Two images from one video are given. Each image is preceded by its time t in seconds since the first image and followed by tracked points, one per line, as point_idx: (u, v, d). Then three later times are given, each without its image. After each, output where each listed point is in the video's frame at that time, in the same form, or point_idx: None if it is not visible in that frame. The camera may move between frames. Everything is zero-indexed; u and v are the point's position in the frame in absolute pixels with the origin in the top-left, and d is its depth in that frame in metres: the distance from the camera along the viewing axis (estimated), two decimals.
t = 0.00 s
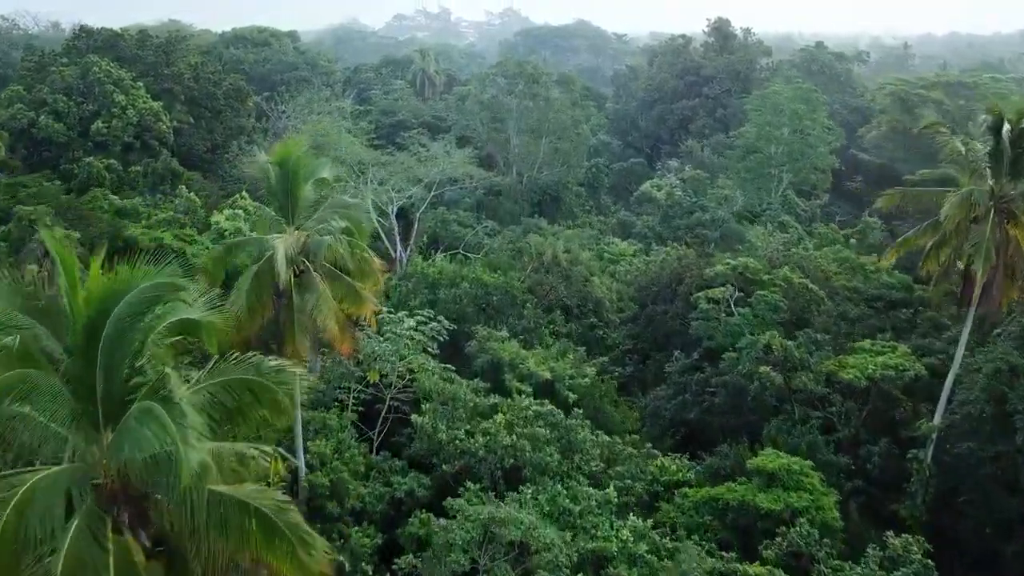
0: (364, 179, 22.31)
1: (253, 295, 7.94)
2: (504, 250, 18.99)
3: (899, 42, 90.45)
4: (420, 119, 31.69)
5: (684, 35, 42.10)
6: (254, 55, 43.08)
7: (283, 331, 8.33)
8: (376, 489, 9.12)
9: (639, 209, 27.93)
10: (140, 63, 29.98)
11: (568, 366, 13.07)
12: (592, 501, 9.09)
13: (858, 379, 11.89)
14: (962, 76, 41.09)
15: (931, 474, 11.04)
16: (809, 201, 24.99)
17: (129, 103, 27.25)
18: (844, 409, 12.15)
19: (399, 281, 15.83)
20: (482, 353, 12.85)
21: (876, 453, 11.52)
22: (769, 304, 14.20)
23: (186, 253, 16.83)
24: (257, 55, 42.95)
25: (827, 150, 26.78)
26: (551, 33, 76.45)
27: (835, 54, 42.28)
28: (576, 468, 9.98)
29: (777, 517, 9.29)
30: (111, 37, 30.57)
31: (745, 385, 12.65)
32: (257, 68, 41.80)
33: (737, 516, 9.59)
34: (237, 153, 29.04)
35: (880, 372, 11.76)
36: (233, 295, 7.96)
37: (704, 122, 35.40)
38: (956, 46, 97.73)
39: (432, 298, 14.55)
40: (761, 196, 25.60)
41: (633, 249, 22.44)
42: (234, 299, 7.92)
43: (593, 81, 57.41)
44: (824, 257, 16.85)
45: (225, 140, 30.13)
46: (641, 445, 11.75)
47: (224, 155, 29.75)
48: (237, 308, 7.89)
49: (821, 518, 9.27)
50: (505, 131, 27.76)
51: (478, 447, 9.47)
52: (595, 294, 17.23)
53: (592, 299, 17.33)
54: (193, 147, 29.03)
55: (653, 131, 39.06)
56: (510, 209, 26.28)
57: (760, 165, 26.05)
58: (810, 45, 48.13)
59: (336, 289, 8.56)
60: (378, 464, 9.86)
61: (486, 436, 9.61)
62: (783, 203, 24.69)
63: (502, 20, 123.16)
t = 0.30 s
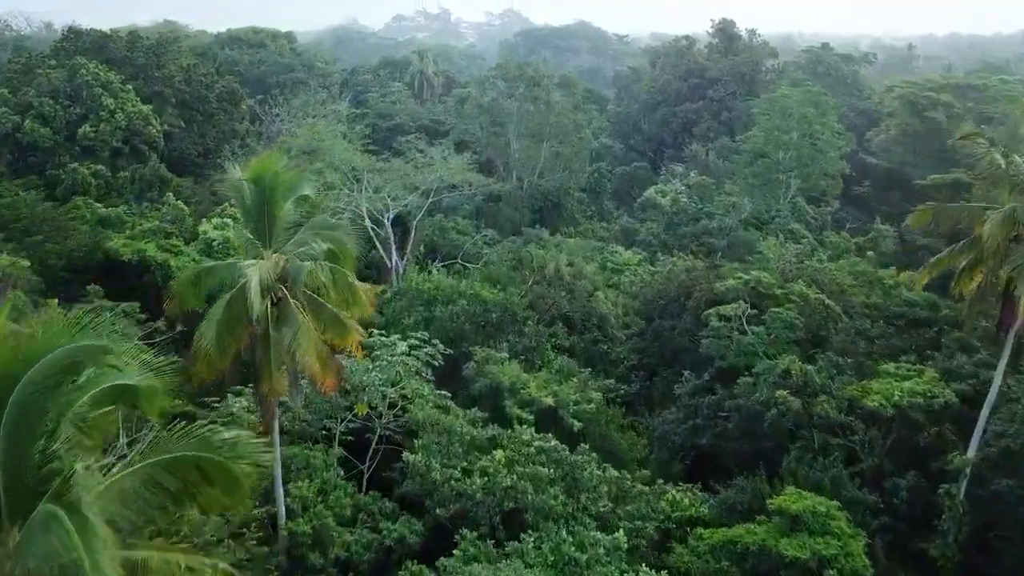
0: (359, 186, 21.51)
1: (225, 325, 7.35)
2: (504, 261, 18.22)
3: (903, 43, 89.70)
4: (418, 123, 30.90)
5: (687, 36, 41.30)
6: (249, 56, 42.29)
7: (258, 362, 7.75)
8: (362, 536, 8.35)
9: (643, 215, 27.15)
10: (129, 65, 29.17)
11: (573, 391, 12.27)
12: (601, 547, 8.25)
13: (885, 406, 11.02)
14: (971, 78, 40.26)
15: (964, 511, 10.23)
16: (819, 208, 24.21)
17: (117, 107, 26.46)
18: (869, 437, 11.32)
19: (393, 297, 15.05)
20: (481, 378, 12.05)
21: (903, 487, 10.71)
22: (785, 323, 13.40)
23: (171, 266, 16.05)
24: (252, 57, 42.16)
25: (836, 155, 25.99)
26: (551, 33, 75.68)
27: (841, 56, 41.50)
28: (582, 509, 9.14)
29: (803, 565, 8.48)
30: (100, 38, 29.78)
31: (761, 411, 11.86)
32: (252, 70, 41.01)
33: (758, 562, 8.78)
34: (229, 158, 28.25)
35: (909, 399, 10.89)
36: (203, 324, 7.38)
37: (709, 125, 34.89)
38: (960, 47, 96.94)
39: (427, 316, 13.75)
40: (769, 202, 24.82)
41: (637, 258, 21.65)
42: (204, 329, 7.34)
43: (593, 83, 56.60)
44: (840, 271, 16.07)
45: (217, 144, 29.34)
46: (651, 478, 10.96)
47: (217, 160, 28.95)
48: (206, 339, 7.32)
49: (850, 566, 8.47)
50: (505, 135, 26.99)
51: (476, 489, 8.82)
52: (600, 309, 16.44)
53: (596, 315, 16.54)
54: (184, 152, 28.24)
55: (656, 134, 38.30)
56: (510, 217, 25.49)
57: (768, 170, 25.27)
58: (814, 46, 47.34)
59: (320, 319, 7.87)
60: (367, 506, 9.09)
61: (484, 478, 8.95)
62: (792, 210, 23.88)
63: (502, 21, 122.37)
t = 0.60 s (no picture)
0: (354, 193, 20.71)
1: (187, 367, 7.47)
2: (504, 274, 17.44)
3: (906, 45, 88.87)
4: (415, 126, 30.10)
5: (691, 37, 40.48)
6: (244, 57, 41.48)
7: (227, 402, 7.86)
8: None
9: (647, 222, 26.38)
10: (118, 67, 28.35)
11: (578, 419, 11.46)
12: None
13: (915, 439, 10.21)
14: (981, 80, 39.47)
15: (1004, 554, 9.42)
16: (829, 216, 23.42)
17: (105, 110, 25.67)
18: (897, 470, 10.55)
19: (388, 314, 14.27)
20: (478, 404, 11.23)
21: (936, 525, 9.91)
22: (803, 344, 12.61)
23: (153, 281, 15.28)
24: (248, 58, 41.35)
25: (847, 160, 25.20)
26: (551, 34, 74.90)
27: (848, 57, 40.72)
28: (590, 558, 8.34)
29: None
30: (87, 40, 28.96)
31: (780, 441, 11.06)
32: (247, 72, 40.20)
33: None
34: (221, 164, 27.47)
35: (941, 432, 10.09)
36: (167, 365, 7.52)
37: (713, 129, 34.09)
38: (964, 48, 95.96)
39: (422, 334, 12.97)
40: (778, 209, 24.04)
41: (643, 268, 20.88)
42: (166, 371, 7.48)
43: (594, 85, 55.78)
44: (857, 285, 15.29)
45: (209, 148, 28.53)
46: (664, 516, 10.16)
47: (208, 165, 28.16)
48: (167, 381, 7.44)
49: None
50: (505, 139, 26.20)
51: (472, 540, 8.01)
52: (605, 325, 15.65)
53: (601, 331, 15.75)
54: (175, 156, 27.45)
55: (658, 137, 37.51)
56: (510, 224, 24.68)
57: (777, 176, 24.47)
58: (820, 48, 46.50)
59: (290, 354, 7.95)
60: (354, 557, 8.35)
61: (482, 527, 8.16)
62: (803, 218, 23.05)
63: (502, 22, 121.61)
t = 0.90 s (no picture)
0: (347, 201, 19.85)
1: (139, 421, 6.97)
2: (505, 289, 16.65)
3: (911, 46, 88.02)
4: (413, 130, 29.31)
5: (696, 38, 39.66)
6: (239, 59, 40.73)
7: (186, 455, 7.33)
8: None
9: (651, 229, 25.59)
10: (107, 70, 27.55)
11: (584, 452, 10.66)
12: None
13: (953, 478, 9.33)
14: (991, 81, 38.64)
15: None
16: (841, 224, 22.63)
17: (92, 114, 24.91)
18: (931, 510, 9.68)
19: (381, 333, 13.48)
20: (476, 436, 10.43)
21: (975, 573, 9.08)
22: (825, 368, 11.79)
23: (133, 298, 14.46)
24: (243, 59, 40.61)
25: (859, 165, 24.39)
26: (552, 35, 74.19)
27: (855, 59, 39.94)
28: None
29: None
30: (75, 41, 28.18)
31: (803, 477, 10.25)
32: (242, 74, 39.44)
33: None
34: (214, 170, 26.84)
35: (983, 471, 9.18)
36: (119, 418, 7.02)
37: (719, 132, 33.34)
38: (970, 49, 95.05)
39: (417, 357, 11.97)
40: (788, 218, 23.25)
41: (648, 280, 20.11)
42: (117, 425, 6.98)
43: (596, 87, 55.16)
44: (879, 301, 14.48)
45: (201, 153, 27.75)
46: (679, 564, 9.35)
47: (200, 170, 27.42)
48: (117, 436, 6.94)
49: None
50: (505, 144, 25.42)
51: None
52: (611, 344, 14.84)
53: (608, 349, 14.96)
54: (165, 162, 26.63)
55: (662, 141, 36.71)
56: (510, 233, 23.89)
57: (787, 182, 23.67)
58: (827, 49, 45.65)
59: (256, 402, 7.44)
60: None
61: None
62: (814, 227, 22.23)
63: (502, 22, 120.88)
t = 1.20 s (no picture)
0: (340, 209, 18.98)
1: (77, 482, 6.89)
2: (505, 304, 15.83)
3: (915, 47, 87.15)
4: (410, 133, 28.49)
5: (700, 39, 38.82)
6: (234, 60, 39.91)
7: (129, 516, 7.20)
8: None
9: (656, 237, 24.78)
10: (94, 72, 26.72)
11: (590, 491, 9.83)
12: None
13: (999, 525, 8.44)
14: (1002, 83, 37.81)
15: None
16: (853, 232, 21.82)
17: (77, 117, 24.05)
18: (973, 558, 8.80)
19: (374, 355, 12.66)
20: (474, 474, 9.60)
21: None
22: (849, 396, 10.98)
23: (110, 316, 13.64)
24: (238, 61, 39.78)
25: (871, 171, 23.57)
26: (552, 36, 73.38)
27: (863, 61, 39.14)
28: None
29: None
30: (62, 43, 27.35)
31: (829, 520, 9.40)
32: (237, 76, 38.61)
33: None
34: (207, 177, 26.19)
35: None
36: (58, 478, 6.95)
37: (724, 134, 32.93)
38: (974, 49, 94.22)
39: (411, 384, 11.16)
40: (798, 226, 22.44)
41: (654, 293, 19.30)
42: (55, 485, 6.90)
43: (598, 89, 54.34)
44: (902, 320, 13.65)
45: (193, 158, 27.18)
46: None
47: (191, 176, 26.71)
48: (54, 497, 6.86)
49: None
50: (505, 148, 24.60)
51: None
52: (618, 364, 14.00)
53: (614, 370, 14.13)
54: (154, 166, 25.78)
55: (665, 144, 35.90)
56: (511, 241, 23.05)
57: (798, 189, 22.85)
58: (833, 50, 44.81)
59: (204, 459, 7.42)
60: None
61: None
62: (826, 235, 21.37)
63: (502, 23, 119.99)
